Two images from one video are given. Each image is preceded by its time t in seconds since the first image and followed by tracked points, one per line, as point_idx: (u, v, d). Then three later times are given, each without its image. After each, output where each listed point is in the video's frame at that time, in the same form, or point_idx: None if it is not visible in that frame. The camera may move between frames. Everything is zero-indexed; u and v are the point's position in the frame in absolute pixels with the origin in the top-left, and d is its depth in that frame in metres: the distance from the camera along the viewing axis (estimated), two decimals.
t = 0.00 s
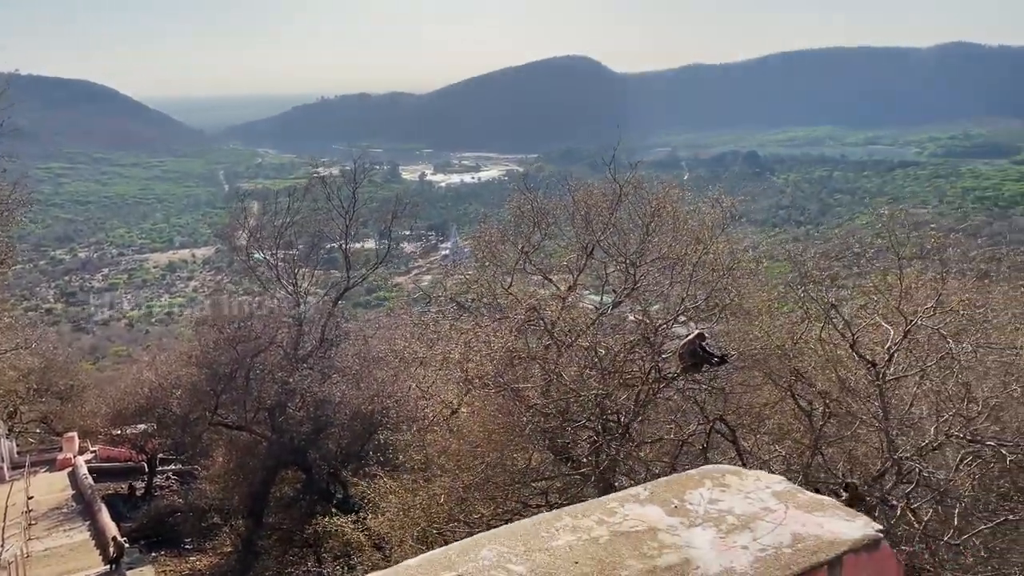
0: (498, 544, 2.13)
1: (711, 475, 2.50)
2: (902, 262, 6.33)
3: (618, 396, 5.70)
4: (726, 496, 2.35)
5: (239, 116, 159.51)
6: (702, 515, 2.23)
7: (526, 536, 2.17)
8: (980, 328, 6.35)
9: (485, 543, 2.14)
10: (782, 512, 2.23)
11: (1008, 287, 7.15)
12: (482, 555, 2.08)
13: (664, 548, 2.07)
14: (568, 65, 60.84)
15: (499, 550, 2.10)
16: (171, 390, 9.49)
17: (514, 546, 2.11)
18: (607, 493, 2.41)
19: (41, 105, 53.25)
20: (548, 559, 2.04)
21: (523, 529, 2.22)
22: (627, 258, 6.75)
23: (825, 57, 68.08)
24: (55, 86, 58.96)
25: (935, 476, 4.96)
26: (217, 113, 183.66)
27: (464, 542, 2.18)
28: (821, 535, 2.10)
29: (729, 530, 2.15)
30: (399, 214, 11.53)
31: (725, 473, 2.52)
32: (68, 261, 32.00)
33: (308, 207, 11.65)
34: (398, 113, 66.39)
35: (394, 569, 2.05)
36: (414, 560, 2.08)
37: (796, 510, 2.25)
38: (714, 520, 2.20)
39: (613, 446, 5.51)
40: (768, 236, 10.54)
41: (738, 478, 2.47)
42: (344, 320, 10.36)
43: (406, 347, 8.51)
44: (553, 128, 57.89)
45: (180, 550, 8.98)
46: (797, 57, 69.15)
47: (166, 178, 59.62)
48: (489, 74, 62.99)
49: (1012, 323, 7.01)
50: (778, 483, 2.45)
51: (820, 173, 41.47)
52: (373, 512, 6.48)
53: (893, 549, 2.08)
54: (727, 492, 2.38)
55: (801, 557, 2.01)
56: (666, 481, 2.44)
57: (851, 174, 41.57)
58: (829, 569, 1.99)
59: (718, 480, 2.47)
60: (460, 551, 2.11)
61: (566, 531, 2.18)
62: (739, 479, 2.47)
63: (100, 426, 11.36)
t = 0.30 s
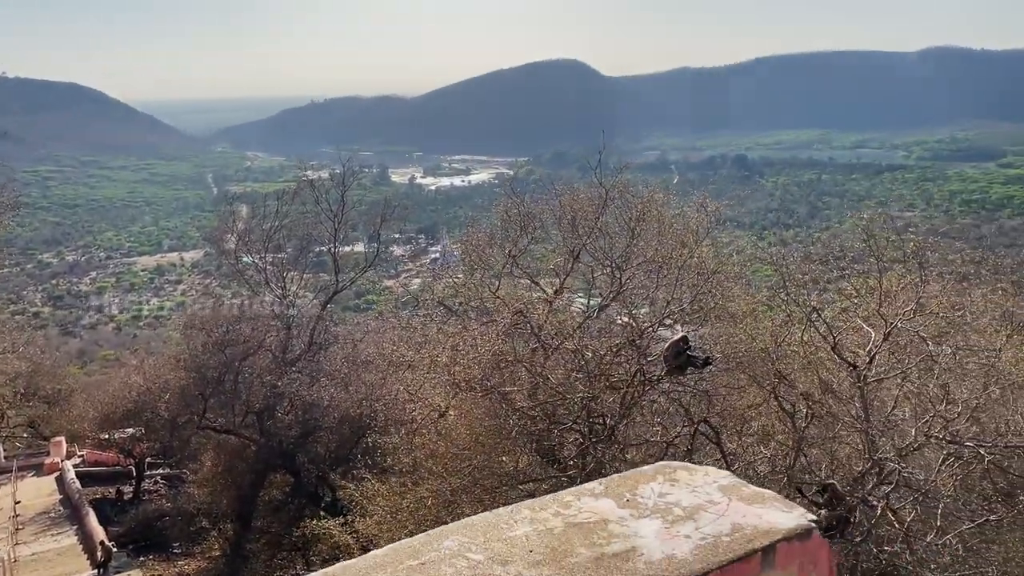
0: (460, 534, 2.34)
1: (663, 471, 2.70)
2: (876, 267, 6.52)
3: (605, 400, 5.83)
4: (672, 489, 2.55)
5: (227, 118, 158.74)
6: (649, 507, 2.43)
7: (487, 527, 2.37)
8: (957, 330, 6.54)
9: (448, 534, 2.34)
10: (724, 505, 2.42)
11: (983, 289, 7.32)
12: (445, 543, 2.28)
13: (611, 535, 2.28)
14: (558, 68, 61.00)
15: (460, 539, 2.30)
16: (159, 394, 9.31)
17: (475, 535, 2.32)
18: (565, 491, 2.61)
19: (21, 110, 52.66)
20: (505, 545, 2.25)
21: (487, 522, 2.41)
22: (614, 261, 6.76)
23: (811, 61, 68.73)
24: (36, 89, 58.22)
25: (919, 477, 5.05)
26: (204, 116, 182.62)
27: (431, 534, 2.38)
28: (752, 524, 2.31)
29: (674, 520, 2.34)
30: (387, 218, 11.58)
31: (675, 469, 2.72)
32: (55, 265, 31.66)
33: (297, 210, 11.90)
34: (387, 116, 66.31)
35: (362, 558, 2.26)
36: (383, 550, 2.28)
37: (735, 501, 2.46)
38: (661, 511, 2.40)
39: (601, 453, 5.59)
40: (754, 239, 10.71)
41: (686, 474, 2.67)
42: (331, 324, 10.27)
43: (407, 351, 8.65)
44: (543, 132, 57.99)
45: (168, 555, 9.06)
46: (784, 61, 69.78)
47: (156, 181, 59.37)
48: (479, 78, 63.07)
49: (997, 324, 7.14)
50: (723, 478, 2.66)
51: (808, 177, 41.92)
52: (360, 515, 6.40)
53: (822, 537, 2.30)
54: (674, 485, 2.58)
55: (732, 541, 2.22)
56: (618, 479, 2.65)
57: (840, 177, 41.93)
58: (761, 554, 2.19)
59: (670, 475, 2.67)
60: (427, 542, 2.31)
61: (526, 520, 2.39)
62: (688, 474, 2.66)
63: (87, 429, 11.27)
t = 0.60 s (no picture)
0: (446, 509, 2.34)
1: (639, 453, 2.71)
2: (860, 268, 6.62)
3: (596, 399, 5.85)
4: (647, 469, 2.57)
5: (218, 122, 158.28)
6: (623, 483, 2.46)
7: (471, 503, 2.38)
8: (942, 329, 6.62)
9: (434, 510, 2.35)
10: (694, 482, 2.46)
11: (970, 289, 7.40)
12: (430, 519, 2.29)
13: (586, 511, 2.30)
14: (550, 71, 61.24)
15: (446, 514, 2.31)
16: (151, 396, 9.29)
17: (460, 511, 2.33)
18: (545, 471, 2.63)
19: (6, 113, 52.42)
20: (488, 519, 2.27)
21: (472, 499, 2.41)
22: (603, 262, 6.79)
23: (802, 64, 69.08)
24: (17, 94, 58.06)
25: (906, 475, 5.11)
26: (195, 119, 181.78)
27: (419, 509, 2.39)
28: (718, 500, 2.34)
29: (646, 496, 2.37)
30: (379, 221, 11.61)
31: (650, 450, 2.73)
32: (45, 268, 31.52)
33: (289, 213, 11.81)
34: (380, 119, 66.33)
35: (350, 534, 2.26)
36: (371, 526, 2.28)
37: (704, 479, 2.48)
38: (636, 488, 2.43)
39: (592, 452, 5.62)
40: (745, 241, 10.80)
41: (660, 454, 2.69)
42: (324, 327, 10.27)
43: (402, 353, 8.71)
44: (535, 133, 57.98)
45: (159, 557, 8.87)
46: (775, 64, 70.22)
47: (147, 183, 59.13)
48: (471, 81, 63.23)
49: (982, 323, 7.22)
50: (696, 458, 2.68)
51: (800, 179, 42.15)
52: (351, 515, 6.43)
53: (785, 512, 2.34)
54: (649, 465, 2.60)
55: (698, 515, 2.25)
56: (598, 459, 2.66)
57: (831, 180, 42.19)
58: (727, 526, 2.23)
59: (645, 455, 2.69)
60: (413, 517, 2.31)
61: (509, 497, 2.41)
62: (662, 455, 2.68)
63: (78, 432, 11.24)
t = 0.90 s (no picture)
0: (445, 485, 2.37)
1: (625, 435, 2.76)
2: (847, 268, 6.69)
3: (587, 399, 5.84)
4: (633, 449, 2.61)
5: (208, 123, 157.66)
6: (611, 461, 2.50)
7: (467, 480, 2.41)
8: (926, 329, 6.71)
9: (432, 486, 2.37)
10: (674, 460, 2.49)
11: (954, 289, 7.53)
12: (430, 494, 2.31)
13: (576, 485, 2.33)
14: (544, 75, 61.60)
15: (446, 489, 2.34)
16: (142, 398, 9.14)
17: (459, 486, 2.36)
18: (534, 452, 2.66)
19: None
20: (486, 493, 2.30)
21: (471, 476, 2.44)
22: (595, 264, 6.84)
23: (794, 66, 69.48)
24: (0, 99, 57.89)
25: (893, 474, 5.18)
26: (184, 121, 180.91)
27: (415, 487, 2.40)
28: (696, 475, 2.37)
29: (632, 472, 2.41)
30: (372, 223, 11.60)
31: (636, 432, 2.78)
32: (34, 271, 31.37)
33: (280, 214, 11.78)
34: (373, 122, 66.42)
35: (354, 507, 2.28)
36: (375, 499, 2.30)
37: (685, 457, 2.52)
38: (622, 466, 2.46)
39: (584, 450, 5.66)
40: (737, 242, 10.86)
41: (646, 436, 2.73)
42: (317, 327, 10.20)
43: (395, 354, 8.75)
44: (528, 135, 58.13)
45: (150, 560, 8.57)
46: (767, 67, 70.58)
47: (138, 185, 58.82)
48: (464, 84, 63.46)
49: (967, 323, 7.33)
50: (679, 438, 2.73)
51: (792, 182, 42.33)
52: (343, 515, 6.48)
53: (759, 486, 2.38)
54: (635, 445, 2.65)
55: (680, 488, 2.29)
56: (587, 441, 2.70)
57: (822, 182, 42.39)
58: (704, 498, 2.25)
59: (631, 437, 2.73)
60: (415, 492, 2.33)
61: (506, 474, 2.44)
62: (647, 437, 2.72)
63: (67, 435, 11.17)
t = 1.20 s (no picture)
0: (439, 472, 2.44)
1: (607, 426, 2.83)
2: (835, 268, 6.78)
3: (578, 400, 5.88)
4: (615, 439, 2.67)
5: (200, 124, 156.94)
6: (593, 451, 2.56)
7: (458, 468, 2.47)
8: (912, 330, 6.81)
9: (427, 473, 2.44)
10: (653, 449, 2.56)
11: (938, 292, 7.65)
12: (424, 480, 2.39)
13: (560, 471, 2.40)
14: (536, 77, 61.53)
15: (440, 476, 2.41)
16: (134, 399, 9.12)
17: (451, 474, 2.42)
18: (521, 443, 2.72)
19: None
20: (475, 480, 2.37)
21: (462, 464, 2.50)
22: (588, 266, 6.86)
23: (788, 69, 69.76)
24: None
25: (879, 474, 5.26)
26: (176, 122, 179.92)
27: (409, 474, 2.47)
28: (673, 462, 2.45)
29: (612, 460, 2.48)
30: (365, 225, 11.61)
31: (618, 423, 2.86)
32: (23, 273, 31.18)
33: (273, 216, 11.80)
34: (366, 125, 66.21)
35: (353, 492, 2.35)
36: (370, 486, 2.37)
37: (662, 446, 2.59)
38: (603, 456, 2.53)
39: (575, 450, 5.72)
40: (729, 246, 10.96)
41: (627, 427, 2.81)
42: (310, 329, 10.16)
43: (387, 355, 8.75)
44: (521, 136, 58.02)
45: (142, 563, 8.41)
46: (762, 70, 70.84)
47: (130, 186, 58.57)
48: (456, 86, 63.27)
49: (954, 325, 7.42)
50: (660, 430, 2.79)
51: (783, 185, 42.52)
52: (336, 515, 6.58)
53: (731, 472, 2.46)
54: (616, 436, 2.72)
55: (657, 473, 2.37)
56: (571, 433, 2.76)
57: (813, 185, 42.61)
58: (679, 482, 2.33)
59: (613, 429, 2.80)
60: (411, 478, 2.41)
61: (495, 462, 2.51)
62: (629, 427, 2.80)
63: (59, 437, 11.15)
